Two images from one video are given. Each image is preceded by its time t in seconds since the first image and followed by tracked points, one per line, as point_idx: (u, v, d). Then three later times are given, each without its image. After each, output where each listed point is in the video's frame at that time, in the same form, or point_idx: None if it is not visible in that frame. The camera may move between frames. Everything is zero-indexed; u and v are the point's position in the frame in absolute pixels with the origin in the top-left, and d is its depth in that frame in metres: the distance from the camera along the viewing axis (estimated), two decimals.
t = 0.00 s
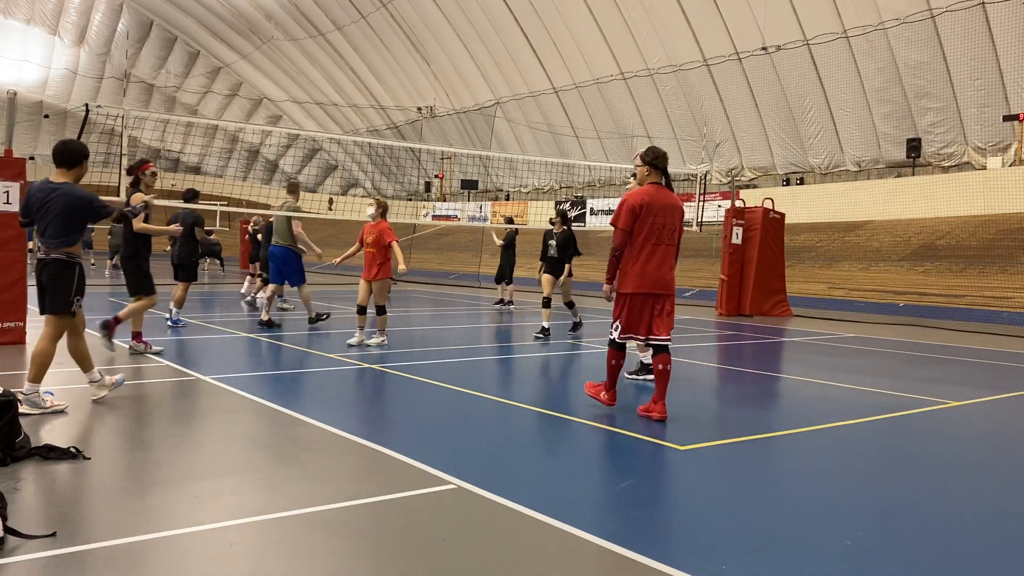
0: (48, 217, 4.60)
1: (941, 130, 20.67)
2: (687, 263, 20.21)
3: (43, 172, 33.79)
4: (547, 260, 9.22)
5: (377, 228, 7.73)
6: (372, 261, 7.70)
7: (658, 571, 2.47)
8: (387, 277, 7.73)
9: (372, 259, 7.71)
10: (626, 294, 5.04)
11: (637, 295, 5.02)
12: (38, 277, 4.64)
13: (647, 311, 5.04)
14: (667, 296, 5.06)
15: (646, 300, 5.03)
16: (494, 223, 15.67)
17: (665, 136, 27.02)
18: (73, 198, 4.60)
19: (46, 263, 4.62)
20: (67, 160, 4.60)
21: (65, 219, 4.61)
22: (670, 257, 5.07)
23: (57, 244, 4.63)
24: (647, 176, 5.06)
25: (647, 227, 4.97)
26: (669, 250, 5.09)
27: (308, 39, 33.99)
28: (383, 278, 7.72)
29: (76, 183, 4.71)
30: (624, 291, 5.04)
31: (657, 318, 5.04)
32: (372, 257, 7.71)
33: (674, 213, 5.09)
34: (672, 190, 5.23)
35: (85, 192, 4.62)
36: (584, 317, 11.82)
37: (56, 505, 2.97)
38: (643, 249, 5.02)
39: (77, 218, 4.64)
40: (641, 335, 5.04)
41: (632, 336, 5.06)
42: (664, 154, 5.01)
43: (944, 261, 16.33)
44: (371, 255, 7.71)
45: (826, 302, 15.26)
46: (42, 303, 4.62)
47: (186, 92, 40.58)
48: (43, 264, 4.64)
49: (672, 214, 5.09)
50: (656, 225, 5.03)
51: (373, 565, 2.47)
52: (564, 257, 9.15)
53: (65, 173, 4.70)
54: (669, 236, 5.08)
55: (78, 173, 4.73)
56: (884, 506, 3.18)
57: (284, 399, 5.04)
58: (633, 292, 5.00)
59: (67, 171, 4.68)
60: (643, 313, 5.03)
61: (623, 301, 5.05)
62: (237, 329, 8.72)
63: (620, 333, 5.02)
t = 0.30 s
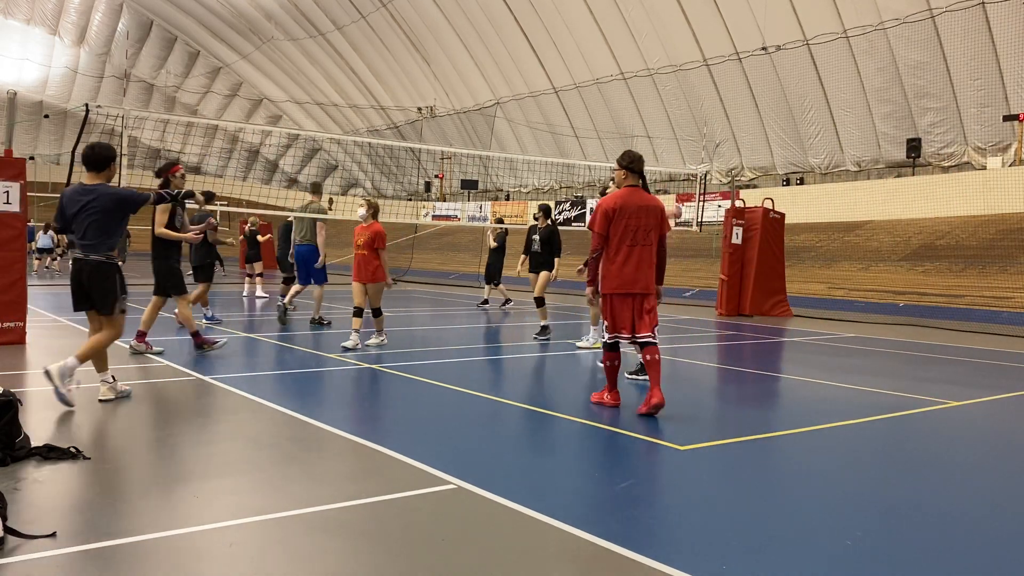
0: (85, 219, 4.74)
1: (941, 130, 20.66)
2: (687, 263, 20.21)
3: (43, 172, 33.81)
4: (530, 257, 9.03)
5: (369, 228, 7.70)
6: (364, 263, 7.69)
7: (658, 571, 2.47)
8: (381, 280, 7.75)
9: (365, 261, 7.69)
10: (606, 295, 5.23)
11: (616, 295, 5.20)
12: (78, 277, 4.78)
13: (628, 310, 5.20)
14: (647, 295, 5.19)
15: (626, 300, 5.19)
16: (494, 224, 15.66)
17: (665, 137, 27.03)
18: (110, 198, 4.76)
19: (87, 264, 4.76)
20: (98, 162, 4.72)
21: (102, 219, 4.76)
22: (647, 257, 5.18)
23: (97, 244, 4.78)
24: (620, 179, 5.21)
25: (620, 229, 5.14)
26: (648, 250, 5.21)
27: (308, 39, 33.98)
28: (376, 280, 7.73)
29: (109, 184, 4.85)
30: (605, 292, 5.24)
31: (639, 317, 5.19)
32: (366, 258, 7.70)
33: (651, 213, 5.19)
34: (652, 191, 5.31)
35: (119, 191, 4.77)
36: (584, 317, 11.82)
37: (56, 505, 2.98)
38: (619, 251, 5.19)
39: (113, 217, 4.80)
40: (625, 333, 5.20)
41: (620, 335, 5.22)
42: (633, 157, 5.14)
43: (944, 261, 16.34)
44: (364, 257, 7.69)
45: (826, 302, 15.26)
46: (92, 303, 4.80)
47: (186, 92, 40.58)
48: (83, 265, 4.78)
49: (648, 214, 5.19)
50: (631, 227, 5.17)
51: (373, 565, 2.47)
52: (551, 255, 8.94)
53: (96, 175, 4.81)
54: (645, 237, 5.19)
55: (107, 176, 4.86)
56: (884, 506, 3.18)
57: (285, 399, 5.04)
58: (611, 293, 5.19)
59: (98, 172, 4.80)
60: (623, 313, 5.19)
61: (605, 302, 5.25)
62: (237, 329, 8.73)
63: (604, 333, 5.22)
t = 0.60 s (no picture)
0: (109, 217, 5.00)
1: (941, 130, 20.67)
2: (687, 263, 20.21)
3: (43, 172, 33.81)
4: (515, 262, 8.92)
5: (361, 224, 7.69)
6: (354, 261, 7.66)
7: (658, 571, 2.47)
8: (371, 279, 7.69)
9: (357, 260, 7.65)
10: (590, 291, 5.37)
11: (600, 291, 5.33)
12: (104, 273, 4.98)
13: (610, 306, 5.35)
14: (628, 291, 5.35)
15: (609, 296, 5.32)
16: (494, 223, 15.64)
17: (665, 137, 27.03)
18: (133, 196, 5.03)
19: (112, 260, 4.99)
20: (121, 162, 5.04)
21: (125, 217, 5.01)
22: (630, 255, 5.35)
23: (121, 242, 5.01)
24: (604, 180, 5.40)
25: (602, 228, 5.32)
26: (632, 248, 5.36)
27: (308, 39, 34.00)
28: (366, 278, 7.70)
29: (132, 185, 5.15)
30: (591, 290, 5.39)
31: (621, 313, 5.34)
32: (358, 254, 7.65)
33: (633, 213, 5.36)
34: (634, 192, 5.49)
35: (141, 189, 5.05)
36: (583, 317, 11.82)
37: (56, 505, 2.97)
38: (603, 249, 5.34)
39: (137, 215, 5.06)
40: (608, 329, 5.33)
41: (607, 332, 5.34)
42: (617, 157, 5.32)
43: (944, 261, 16.33)
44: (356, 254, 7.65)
45: (826, 302, 15.26)
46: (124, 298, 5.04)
47: (186, 92, 40.57)
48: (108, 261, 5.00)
49: (631, 214, 5.36)
50: (614, 226, 5.34)
51: (374, 565, 2.46)
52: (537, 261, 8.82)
53: (119, 176, 5.12)
54: (628, 235, 5.36)
55: (130, 177, 5.17)
56: (883, 506, 3.19)
57: (285, 399, 5.05)
58: (594, 289, 5.33)
59: (119, 174, 5.11)
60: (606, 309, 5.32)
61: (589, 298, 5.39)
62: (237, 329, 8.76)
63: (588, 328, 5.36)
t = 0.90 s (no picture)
0: (143, 221, 5.16)
1: (941, 130, 20.68)
2: (687, 263, 20.22)
3: (43, 172, 33.81)
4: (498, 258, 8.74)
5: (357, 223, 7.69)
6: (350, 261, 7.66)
7: (659, 571, 2.47)
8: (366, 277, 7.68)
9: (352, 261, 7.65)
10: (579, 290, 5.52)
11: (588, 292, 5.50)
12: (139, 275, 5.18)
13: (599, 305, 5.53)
14: (615, 291, 5.56)
15: (598, 296, 5.51)
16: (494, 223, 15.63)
17: (665, 136, 27.06)
18: (166, 201, 5.17)
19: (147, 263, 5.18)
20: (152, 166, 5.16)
21: (159, 221, 5.18)
22: (617, 257, 5.56)
23: (157, 246, 5.20)
24: (593, 185, 5.56)
25: (590, 230, 5.49)
26: (617, 250, 5.57)
27: (308, 39, 33.99)
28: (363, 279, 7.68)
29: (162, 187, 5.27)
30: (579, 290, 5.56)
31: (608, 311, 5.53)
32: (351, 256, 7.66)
33: (620, 216, 5.55)
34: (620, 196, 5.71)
35: (173, 194, 5.19)
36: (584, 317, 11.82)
37: (56, 506, 2.97)
38: (591, 250, 5.51)
39: (170, 219, 5.21)
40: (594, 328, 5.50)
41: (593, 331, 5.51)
42: (609, 163, 5.51)
43: (945, 261, 16.33)
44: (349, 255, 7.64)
45: (826, 302, 15.26)
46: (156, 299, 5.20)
47: (186, 92, 40.58)
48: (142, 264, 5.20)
49: (618, 218, 5.56)
50: (604, 229, 5.51)
51: (374, 565, 2.46)
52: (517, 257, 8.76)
53: (149, 180, 5.25)
54: (615, 237, 5.55)
55: (160, 179, 5.30)
56: (884, 506, 3.18)
57: (285, 399, 5.04)
58: (585, 289, 5.48)
59: (150, 177, 5.23)
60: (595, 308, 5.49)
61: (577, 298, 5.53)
62: (237, 329, 8.79)
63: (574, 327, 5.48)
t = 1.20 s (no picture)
0: (168, 221, 5.29)
1: (941, 129, 20.68)
2: (687, 263, 20.21)
3: (43, 172, 33.82)
4: (471, 258, 8.59)
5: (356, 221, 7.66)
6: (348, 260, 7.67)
7: (658, 571, 2.46)
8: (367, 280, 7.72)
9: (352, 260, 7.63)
10: (567, 287, 5.83)
11: (575, 288, 5.82)
12: (162, 273, 5.28)
13: (585, 301, 5.85)
14: (601, 288, 5.89)
15: (584, 292, 5.85)
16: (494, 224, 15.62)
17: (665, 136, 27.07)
18: (188, 200, 5.28)
19: (170, 262, 5.27)
20: (176, 166, 5.31)
21: (182, 221, 5.29)
22: (603, 256, 5.89)
23: (180, 245, 5.29)
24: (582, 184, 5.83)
25: (583, 230, 5.78)
26: (603, 249, 5.92)
27: (308, 39, 34.00)
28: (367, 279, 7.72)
29: (187, 187, 5.42)
30: (565, 284, 5.84)
31: (594, 306, 5.86)
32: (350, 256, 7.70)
33: (607, 217, 5.90)
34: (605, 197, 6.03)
35: (194, 193, 5.29)
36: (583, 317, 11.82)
37: (56, 505, 2.97)
38: (581, 248, 5.81)
39: (193, 219, 5.32)
40: (580, 322, 5.83)
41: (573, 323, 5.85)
42: (597, 164, 5.78)
43: (945, 261, 16.33)
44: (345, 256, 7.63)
45: (827, 302, 15.25)
46: (176, 296, 5.27)
47: (186, 93, 40.59)
48: (166, 264, 5.29)
49: (606, 218, 5.91)
50: (591, 228, 5.83)
51: (374, 565, 2.46)
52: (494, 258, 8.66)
53: (175, 180, 5.41)
54: (602, 237, 5.90)
55: (186, 179, 5.44)
56: (883, 506, 3.19)
57: (285, 399, 5.04)
58: (572, 286, 5.81)
59: (176, 177, 5.40)
60: (581, 304, 5.83)
61: (564, 294, 5.85)
62: (238, 330, 8.78)
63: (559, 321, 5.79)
